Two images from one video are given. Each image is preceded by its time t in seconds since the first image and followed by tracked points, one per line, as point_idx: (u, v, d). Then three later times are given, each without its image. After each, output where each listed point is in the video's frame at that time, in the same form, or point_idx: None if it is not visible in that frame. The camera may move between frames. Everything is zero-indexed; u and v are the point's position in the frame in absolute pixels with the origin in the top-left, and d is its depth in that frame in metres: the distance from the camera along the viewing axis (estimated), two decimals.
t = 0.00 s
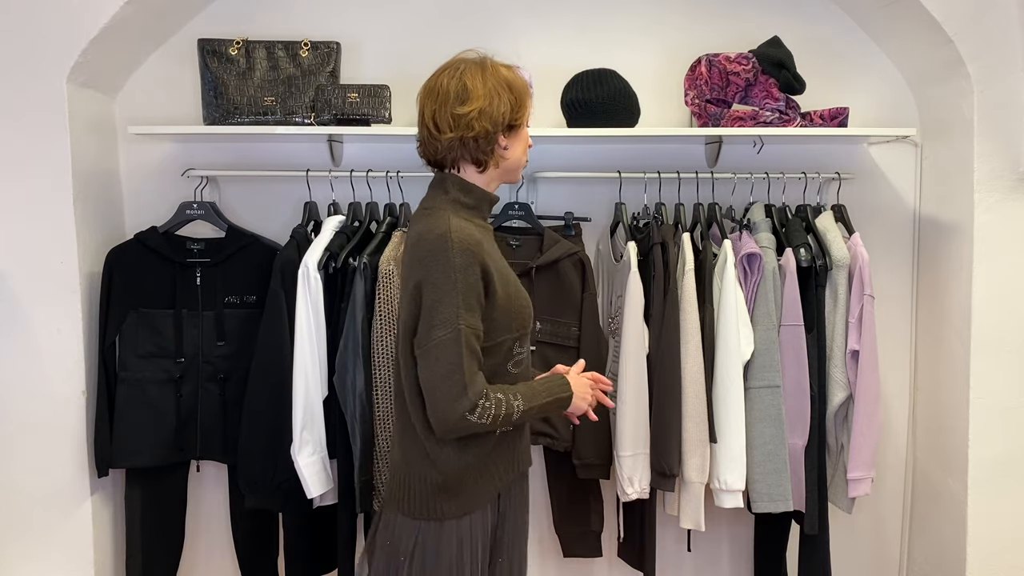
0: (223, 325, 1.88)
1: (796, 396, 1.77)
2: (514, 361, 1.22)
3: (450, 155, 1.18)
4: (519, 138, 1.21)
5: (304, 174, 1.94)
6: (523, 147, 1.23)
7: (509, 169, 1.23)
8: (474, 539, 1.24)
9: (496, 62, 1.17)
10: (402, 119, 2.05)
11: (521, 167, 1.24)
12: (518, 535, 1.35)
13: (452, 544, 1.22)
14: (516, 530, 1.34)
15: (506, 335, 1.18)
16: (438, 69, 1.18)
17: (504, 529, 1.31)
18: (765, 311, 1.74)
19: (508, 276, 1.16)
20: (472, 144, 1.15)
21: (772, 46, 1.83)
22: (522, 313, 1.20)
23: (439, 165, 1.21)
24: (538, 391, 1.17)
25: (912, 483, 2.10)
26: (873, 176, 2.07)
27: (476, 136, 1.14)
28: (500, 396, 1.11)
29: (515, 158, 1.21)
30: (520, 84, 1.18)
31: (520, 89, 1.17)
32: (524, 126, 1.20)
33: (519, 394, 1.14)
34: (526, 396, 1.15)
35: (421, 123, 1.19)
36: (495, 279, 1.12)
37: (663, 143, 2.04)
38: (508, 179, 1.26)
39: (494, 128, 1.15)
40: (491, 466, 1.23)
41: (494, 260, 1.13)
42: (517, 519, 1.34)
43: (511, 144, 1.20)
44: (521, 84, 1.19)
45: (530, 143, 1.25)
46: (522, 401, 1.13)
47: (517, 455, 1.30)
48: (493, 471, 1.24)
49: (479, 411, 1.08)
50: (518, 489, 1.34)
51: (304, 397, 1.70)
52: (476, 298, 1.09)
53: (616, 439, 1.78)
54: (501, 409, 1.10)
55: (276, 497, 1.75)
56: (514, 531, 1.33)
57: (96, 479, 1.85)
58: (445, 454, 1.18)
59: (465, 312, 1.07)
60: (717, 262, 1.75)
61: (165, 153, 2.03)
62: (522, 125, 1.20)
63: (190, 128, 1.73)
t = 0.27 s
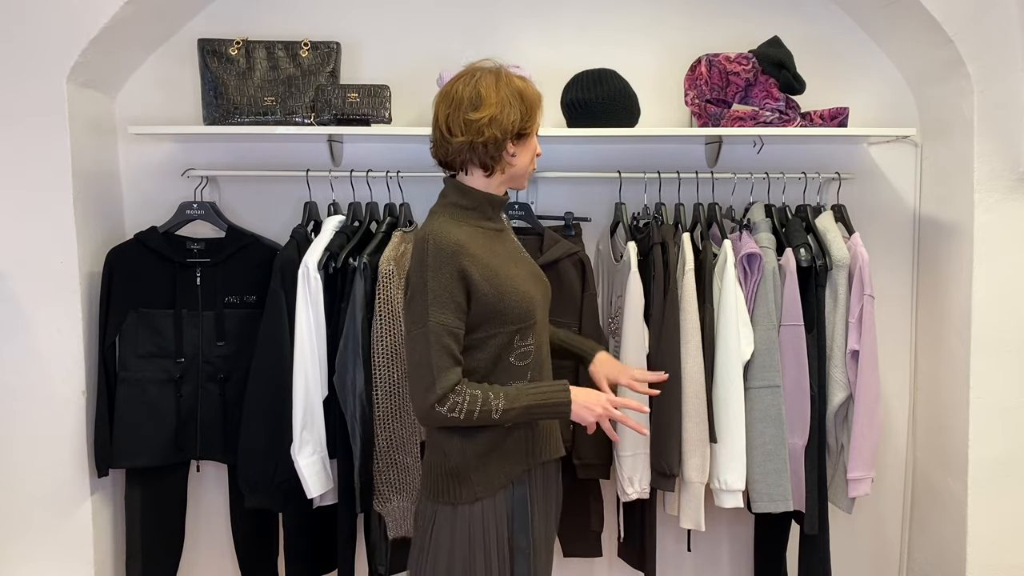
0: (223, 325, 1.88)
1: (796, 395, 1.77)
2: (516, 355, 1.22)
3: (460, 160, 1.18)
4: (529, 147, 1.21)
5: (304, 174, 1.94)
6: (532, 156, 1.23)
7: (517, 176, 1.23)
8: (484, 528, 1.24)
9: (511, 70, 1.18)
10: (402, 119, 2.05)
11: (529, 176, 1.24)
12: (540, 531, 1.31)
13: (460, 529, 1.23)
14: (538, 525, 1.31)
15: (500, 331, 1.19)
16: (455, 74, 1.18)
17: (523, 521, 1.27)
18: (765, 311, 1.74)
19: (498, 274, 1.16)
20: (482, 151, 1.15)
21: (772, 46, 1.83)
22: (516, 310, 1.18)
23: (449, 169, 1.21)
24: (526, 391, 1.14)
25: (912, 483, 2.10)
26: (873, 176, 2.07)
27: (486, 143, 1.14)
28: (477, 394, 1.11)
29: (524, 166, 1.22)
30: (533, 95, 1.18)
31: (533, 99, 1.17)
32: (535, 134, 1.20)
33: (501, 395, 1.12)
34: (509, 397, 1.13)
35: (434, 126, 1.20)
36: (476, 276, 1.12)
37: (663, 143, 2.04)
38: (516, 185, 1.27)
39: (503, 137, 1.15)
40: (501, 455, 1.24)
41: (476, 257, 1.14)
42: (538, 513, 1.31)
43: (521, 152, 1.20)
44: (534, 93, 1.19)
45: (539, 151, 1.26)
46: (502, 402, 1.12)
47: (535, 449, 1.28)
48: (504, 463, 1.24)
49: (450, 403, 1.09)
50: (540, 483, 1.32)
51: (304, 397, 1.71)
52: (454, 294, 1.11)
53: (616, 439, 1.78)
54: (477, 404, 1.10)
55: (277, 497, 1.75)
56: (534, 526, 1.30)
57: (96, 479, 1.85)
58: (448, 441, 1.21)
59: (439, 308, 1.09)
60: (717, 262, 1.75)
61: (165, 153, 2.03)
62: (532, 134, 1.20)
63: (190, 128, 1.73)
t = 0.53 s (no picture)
0: (223, 325, 1.89)
1: (797, 396, 1.77)
2: (516, 351, 1.24)
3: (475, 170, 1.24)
4: (544, 153, 1.24)
5: (304, 174, 1.94)
6: (550, 161, 1.26)
7: (535, 181, 1.26)
8: (478, 516, 1.27)
9: (520, 80, 1.20)
10: (401, 119, 2.05)
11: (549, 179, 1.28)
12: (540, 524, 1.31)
13: (458, 515, 1.28)
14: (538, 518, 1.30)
15: (499, 326, 1.22)
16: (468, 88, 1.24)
17: (520, 511, 1.28)
18: (765, 311, 1.74)
19: (496, 271, 1.19)
20: (490, 161, 1.20)
21: (772, 46, 1.83)
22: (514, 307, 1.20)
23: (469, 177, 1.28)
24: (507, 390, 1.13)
25: (912, 483, 2.10)
26: (873, 176, 2.07)
27: (492, 154, 1.19)
28: (462, 386, 1.12)
29: (539, 172, 1.25)
30: (546, 101, 1.21)
31: (542, 108, 1.20)
32: (548, 141, 1.23)
33: (483, 391, 1.12)
34: (491, 393, 1.12)
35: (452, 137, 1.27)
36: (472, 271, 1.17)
37: (663, 143, 2.04)
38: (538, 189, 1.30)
39: (512, 147, 1.19)
40: (499, 447, 1.26)
41: (474, 253, 1.18)
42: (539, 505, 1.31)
43: (535, 158, 1.23)
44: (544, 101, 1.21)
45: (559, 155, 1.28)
46: (481, 398, 1.11)
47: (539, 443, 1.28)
48: (503, 456, 1.26)
49: (432, 392, 1.12)
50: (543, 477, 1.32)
51: (304, 397, 1.71)
52: (448, 288, 1.15)
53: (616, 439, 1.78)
54: (457, 395, 1.11)
55: (277, 497, 1.75)
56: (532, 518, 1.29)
57: (96, 480, 1.85)
58: (450, 432, 1.27)
59: (432, 301, 1.15)
60: (717, 262, 1.75)
61: (165, 153, 2.03)
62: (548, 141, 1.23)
63: (191, 128, 1.73)
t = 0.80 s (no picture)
0: (223, 326, 1.89)
1: (797, 396, 1.77)
2: (513, 349, 1.23)
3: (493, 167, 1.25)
4: (559, 143, 1.25)
5: (304, 174, 1.94)
6: (567, 152, 1.26)
7: (553, 173, 1.27)
8: (461, 506, 1.27)
9: (529, 74, 1.23)
10: (401, 119, 2.05)
11: (566, 171, 1.29)
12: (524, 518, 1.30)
13: (440, 504, 1.29)
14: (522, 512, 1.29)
15: (497, 323, 1.21)
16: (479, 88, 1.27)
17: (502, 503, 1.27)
18: (765, 311, 1.74)
19: (496, 268, 1.19)
20: (505, 154, 1.22)
21: (772, 46, 1.83)
22: (511, 306, 1.20)
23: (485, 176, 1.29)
24: (489, 388, 1.13)
25: (912, 482, 2.10)
26: (873, 176, 2.07)
27: (507, 147, 1.20)
28: (447, 376, 1.14)
29: (556, 162, 1.25)
30: (555, 93, 1.23)
31: (553, 98, 1.21)
32: (563, 132, 1.24)
33: (465, 383, 1.13)
34: (472, 388, 1.13)
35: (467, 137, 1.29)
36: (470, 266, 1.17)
37: (663, 143, 2.04)
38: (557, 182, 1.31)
39: (525, 139, 1.20)
40: (486, 440, 1.25)
41: (475, 248, 1.18)
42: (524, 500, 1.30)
43: (550, 149, 1.24)
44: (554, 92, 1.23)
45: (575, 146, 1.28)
46: (461, 391, 1.13)
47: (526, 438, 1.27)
48: (488, 449, 1.25)
49: (418, 377, 1.14)
50: (532, 471, 1.30)
51: (304, 397, 1.71)
52: (445, 281, 1.16)
53: (616, 439, 1.78)
54: (441, 384, 1.13)
55: (277, 497, 1.75)
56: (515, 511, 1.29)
57: (96, 480, 1.85)
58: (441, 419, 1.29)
59: (427, 291, 1.16)
60: (717, 262, 1.75)
61: (165, 153, 2.03)
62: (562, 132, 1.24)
63: (190, 128, 1.73)
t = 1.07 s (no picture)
0: (223, 326, 1.88)
1: (797, 396, 1.77)
2: (506, 347, 1.22)
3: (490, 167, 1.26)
4: (556, 143, 1.25)
5: (304, 174, 1.95)
6: (564, 151, 1.27)
7: (551, 173, 1.27)
8: (451, 504, 1.27)
9: (524, 74, 1.24)
10: (401, 119, 2.05)
11: (565, 170, 1.29)
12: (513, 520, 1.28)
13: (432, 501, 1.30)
14: (511, 514, 1.28)
15: (492, 321, 1.21)
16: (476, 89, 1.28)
17: (491, 504, 1.26)
18: (765, 311, 1.74)
19: (490, 265, 1.19)
20: (501, 154, 1.23)
21: (772, 47, 1.83)
22: (505, 304, 1.19)
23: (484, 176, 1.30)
24: (486, 382, 1.14)
25: (912, 483, 2.10)
26: (873, 176, 2.07)
27: (502, 146, 1.21)
28: (445, 371, 1.14)
29: (553, 162, 1.25)
30: (551, 93, 1.23)
31: (549, 97, 1.22)
32: (560, 131, 1.25)
33: (464, 377, 1.14)
34: (471, 382, 1.13)
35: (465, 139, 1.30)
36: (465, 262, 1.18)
37: (663, 143, 2.04)
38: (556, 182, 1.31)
39: (521, 138, 1.21)
40: (477, 439, 1.25)
41: (470, 244, 1.19)
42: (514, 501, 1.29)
43: (546, 149, 1.24)
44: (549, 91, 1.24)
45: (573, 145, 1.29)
46: (461, 385, 1.13)
47: (518, 438, 1.26)
48: (479, 448, 1.25)
49: (417, 373, 1.15)
50: (522, 473, 1.29)
51: (304, 397, 1.71)
52: (441, 277, 1.18)
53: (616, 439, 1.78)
54: (439, 379, 1.14)
55: (277, 497, 1.75)
56: (503, 512, 1.28)
57: (96, 480, 1.85)
58: (433, 418, 1.29)
59: (424, 288, 1.18)
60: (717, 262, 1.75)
61: (165, 153, 2.03)
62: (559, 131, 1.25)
63: (190, 128, 1.73)
